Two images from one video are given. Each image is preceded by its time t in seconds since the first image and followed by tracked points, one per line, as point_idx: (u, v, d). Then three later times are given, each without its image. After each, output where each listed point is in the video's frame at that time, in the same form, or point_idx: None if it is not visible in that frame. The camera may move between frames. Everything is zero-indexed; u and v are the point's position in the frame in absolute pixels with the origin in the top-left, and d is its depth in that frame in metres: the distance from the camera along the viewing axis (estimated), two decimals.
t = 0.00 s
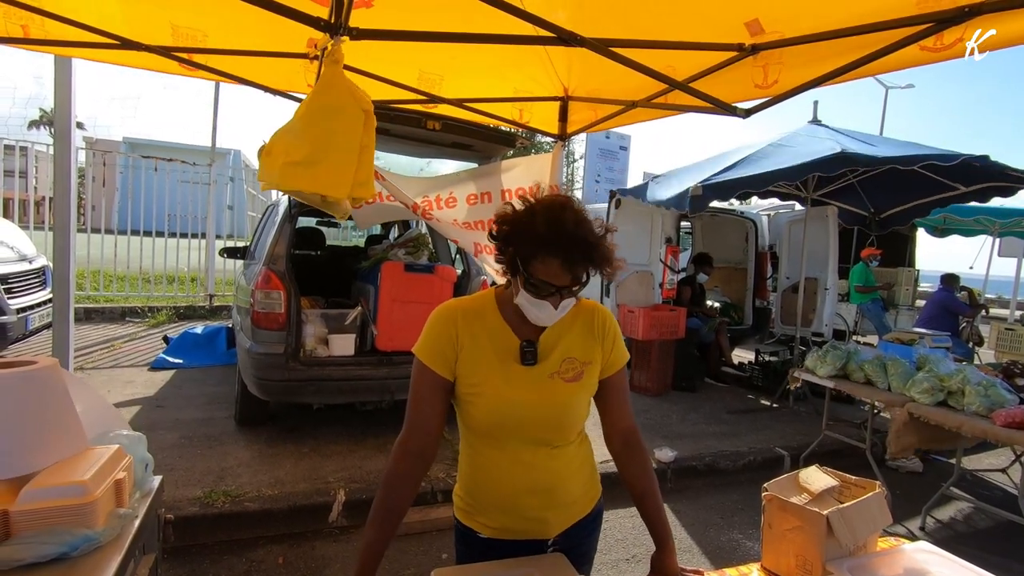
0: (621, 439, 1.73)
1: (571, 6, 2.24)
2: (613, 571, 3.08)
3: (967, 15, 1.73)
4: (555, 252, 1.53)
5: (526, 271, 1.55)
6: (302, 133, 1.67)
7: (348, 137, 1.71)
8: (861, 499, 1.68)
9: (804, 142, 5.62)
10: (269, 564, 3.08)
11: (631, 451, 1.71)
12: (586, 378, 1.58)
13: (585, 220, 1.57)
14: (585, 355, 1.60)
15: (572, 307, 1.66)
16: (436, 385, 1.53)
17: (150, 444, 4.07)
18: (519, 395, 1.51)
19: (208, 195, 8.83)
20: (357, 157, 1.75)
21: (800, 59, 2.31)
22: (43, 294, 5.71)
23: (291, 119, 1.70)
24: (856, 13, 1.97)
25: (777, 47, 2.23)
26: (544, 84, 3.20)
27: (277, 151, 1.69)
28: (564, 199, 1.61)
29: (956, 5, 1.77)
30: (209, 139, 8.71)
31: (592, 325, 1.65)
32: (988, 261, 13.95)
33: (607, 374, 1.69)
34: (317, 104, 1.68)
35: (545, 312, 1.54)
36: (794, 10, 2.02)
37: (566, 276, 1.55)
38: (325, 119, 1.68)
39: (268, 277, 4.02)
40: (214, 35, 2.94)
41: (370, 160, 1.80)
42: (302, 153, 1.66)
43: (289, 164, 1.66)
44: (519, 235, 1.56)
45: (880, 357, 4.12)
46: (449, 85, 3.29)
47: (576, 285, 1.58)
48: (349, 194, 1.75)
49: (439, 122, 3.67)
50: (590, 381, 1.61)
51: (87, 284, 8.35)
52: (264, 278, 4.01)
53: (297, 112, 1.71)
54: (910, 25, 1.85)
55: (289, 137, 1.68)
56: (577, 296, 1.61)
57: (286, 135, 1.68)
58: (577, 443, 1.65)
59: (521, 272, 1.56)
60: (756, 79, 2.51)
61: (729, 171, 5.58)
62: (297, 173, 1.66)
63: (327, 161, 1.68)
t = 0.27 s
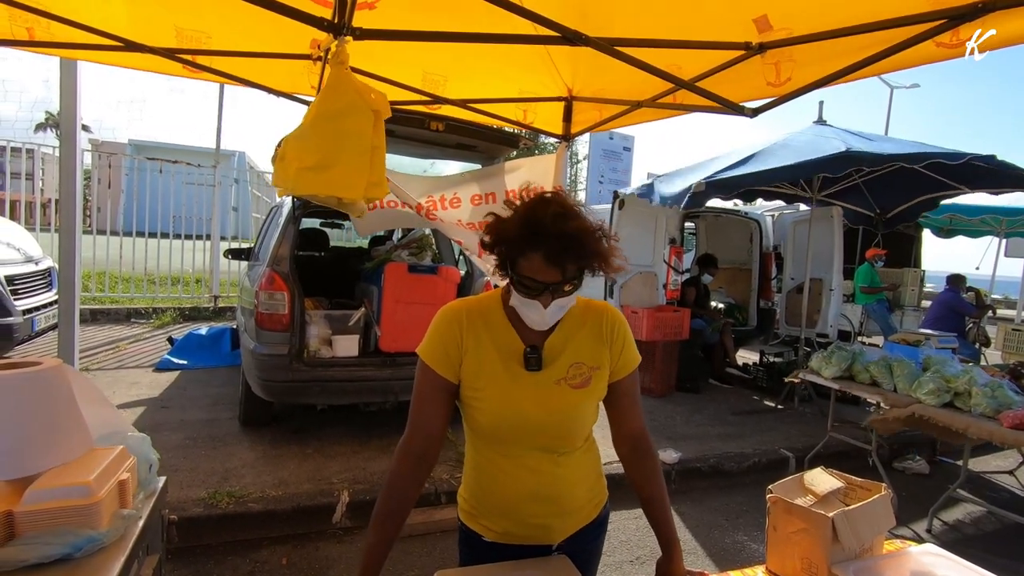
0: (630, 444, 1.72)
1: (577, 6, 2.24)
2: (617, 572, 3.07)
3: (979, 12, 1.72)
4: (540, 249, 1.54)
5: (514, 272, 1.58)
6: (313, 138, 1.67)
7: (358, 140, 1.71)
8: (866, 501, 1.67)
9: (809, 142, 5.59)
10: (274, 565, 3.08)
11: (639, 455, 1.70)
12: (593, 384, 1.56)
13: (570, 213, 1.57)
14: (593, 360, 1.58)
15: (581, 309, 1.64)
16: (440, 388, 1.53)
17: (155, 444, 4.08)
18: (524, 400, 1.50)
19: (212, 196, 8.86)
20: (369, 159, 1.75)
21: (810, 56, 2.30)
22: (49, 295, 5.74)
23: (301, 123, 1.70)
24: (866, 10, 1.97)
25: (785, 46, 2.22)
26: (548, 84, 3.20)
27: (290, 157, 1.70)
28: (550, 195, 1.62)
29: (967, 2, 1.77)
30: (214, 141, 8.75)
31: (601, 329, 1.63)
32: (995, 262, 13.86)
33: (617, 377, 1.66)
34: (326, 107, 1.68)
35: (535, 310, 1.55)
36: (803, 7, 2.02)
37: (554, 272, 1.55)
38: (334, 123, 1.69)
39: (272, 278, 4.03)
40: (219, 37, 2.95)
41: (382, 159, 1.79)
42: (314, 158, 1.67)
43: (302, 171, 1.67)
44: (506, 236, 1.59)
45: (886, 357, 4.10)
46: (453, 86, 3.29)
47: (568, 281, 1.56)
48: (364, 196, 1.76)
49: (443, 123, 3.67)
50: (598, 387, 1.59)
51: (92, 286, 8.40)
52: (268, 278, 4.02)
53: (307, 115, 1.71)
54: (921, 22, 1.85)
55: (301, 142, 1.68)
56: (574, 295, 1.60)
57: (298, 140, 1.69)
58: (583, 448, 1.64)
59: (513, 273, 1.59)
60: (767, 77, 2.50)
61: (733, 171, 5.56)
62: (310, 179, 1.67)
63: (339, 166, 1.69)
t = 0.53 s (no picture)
0: (639, 447, 1.71)
1: (581, 5, 2.24)
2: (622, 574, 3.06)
3: (986, 9, 1.70)
4: (537, 239, 1.57)
5: (516, 265, 1.61)
6: (326, 139, 1.68)
7: (369, 136, 1.70)
8: (874, 503, 1.65)
9: (815, 142, 5.57)
10: (278, 565, 3.08)
11: (647, 457, 1.69)
12: (604, 388, 1.56)
13: (565, 203, 1.60)
14: (604, 364, 1.57)
15: (592, 311, 1.64)
16: (447, 391, 1.52)
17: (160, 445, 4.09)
18: (535, 404, 1.49)
19: (218, 198, 8.90)
20: (382, 154, 1.73)
21: (815, 54, 2.29)
22: (56, 296, 5.78)
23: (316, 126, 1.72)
24: (872, 8, 1.95)
25: (790, 44, 2.21)
26: (552, 84, 3.20)
27: (308, 161, 1.71)
28: (545, 188, 1.66)
29: None
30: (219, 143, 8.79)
31: (612, 330, 1.62)
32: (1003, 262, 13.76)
33: (629, 380, 1.64)
34: (336, 107, 1.69)
35: (537, 305, 1.56)
36: (807, 6, 2.01)
37: (553, 263, 1.58)
38: (345, 122, 1.69)
39: (277, 279, 4.04)
40: (223, 38, 2.96)
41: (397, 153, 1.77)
42: (328, 159, 1.67)
43: (318, 173, 1.68)
44: (505, 231, 1.63)
45: (892, 358, 4.08)
46: (456, 87, 3.29)
47: (569, 272, 1.59)
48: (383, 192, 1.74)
49: (446, 124, 3.67)
50: (610, 391, 1.58)
51: (99, 287, 8.45)
52: (273, 279, 4.03)
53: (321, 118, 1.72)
54: (927, 19, 1.83)
55: (316, 145, 1.69)
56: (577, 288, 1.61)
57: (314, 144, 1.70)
58: (594, 453, 1.63)
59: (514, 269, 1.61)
60: (772, 75, 2.48)
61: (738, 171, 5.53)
62: (326, 180, 1.68)
63: (352, 164, 1.68)
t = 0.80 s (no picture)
0: (649, 448, 1.71)
1: (585, 5, 2.23)
2: None
3: (994, 8, 1.69)
4: (559, 233, 1.57)
5: (536, 261, 1.59)
6: (325, 138, 1.68)
7: (367, 133, 1.70)
8: (882, 506, 1.64)
9: (820, 142, 5.54)
10: (283, 566, 3.09)
11: (656, 459, 1.69)
12: (618, 391, 1.56)
13: (586, 200, 1.61)
14: (618, 367, 1.57)
15: (606, 312, 1.64)
16: (459, 394, 1.51)
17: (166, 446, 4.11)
18: (549, 407, 1.49)
19: (223, 199, 8.93)
20: (379, 151, 1.73)
21: (821, 54, 2.27)
22: (63, 298, 5.81)
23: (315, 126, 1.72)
24: (878, 6, 1.93)
25: (795, 44, 2.20)
26: (556, 85, 3.19)
27: (308, 160, 1.72)
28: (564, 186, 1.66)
29: None
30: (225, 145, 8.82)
31: (625, 332, 1.62)
32: (1010, 263, 13.67)
33: (641, 382, 1.64)
34: (334, 105, 1.69)
35: (558, 302, 1.53)
36: (813, 5, 1.99)
37: (574, 257, 1.57)
38: (344, 120, 1.69)
39: (282, 280, 4.05)
40: (227, 40, 2.96)
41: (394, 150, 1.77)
42: (327, 157, 1.67)
43: (317, 172, 1.67)
44: (525, 229, 1.62)
45: (899, 359, 4.05)
46: (460, 88, 3.30)
47: (589, 269, 1.58)
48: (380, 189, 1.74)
49: (451, 125, 3.67)
50: (623, 394, 1.58)
51: (105, 289, 8.50)
52: (278, 281, 4.04)
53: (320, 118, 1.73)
54: (935, 18, 1.81)
55: (315, 144, 1.70)
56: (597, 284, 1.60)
57: (313, 144, 1.70)
58: (607, 457, 1.62)
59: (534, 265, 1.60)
60: (777, 75, 2.47)
61: (743, 171, 5.51)
62: (325, 178, 1.67)
63: (350, 161, 1.68)
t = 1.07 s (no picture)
0: (651, 449, 1.70)
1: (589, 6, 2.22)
2: None
3: (1000, 8, 1.67)
4: (563, 236, 1.56)
5: (541, 264, 1.59)
6: (315, 139, 1.69)
7: (356, 137, 1.70)
8: (888, 508, 1.63)
9: (825, 142, 5.52)
10: (287, 568, 3.09)
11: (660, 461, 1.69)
12: (625, 392, 1.56)
13: (592, 202, 1.60)
14: (624, 368, 1.57)
15: (612, 314, 1.64)
16: (464, 395, 1.51)
17: (170, 447, 4.12)
18: (555, 409, 1.49)
19: (227, 201, 8.95)
20: (366, 158, 1.72)
21: (824, 54, 2.26)
22: (67, 299, 5.83)
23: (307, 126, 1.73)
24: (883, 7, 1.92)
25: (799, 44, 2.19)
26: (559, 86, 3.19)
27: (297, 160, 1.73)
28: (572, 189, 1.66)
29: None
30: (228, 146, 8.84)
31: (631, 334, 1.62)
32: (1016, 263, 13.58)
33: (646, 383, 1.64)
34: (327, 108, 1.70)
35: (563, 302, 1.53)
36: (816, 6, 1.99)
37: (579, 259, 1.56)
38: (334, 123, 1.70)
39: (285, 281, 4.05)
40: (232, 42, 2.97)
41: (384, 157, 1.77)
42: (314, 158, 1.68)
43: (304, 171, 1.68)
44: (531, 230, 1.62)
45: (904, 360, 4.03)
46: (463, 89, 3.30)
47: (595, 271, 1.56)
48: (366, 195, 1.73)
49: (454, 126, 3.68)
50: (629, 396, 1.58)
51: (109, 290, 8.53)
52: (281, 282, 4.04)
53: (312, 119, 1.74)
54: (940, 18, 1.80)
55: (305, 144, 1.71)
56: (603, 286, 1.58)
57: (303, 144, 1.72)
58: (612, 458, 1.62)
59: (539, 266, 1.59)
60: (781, 76, 2.46)
61: (747, 172, 5.50)
62: (310, 178, 1.67)
63: (337, 164, 1.68)
